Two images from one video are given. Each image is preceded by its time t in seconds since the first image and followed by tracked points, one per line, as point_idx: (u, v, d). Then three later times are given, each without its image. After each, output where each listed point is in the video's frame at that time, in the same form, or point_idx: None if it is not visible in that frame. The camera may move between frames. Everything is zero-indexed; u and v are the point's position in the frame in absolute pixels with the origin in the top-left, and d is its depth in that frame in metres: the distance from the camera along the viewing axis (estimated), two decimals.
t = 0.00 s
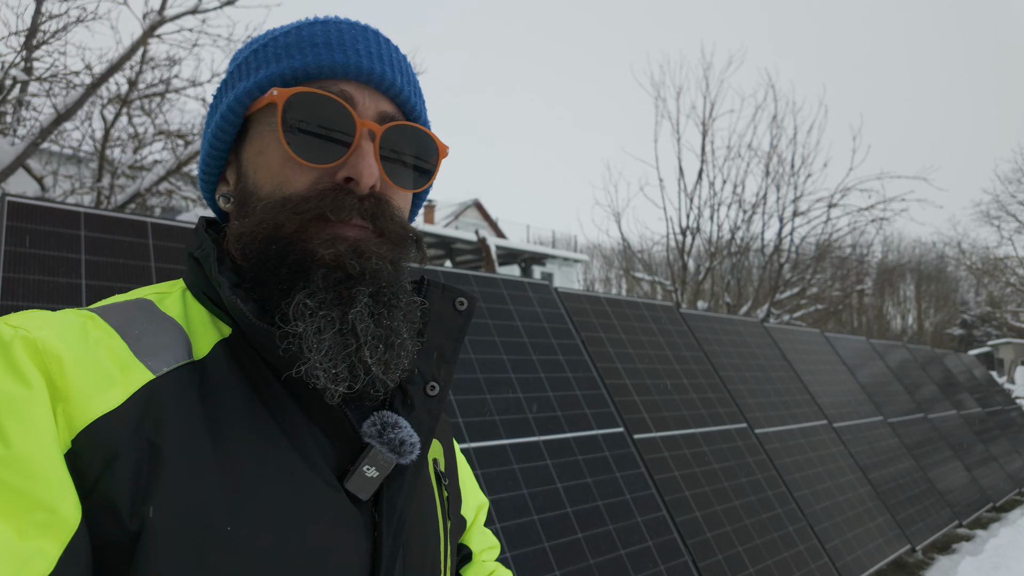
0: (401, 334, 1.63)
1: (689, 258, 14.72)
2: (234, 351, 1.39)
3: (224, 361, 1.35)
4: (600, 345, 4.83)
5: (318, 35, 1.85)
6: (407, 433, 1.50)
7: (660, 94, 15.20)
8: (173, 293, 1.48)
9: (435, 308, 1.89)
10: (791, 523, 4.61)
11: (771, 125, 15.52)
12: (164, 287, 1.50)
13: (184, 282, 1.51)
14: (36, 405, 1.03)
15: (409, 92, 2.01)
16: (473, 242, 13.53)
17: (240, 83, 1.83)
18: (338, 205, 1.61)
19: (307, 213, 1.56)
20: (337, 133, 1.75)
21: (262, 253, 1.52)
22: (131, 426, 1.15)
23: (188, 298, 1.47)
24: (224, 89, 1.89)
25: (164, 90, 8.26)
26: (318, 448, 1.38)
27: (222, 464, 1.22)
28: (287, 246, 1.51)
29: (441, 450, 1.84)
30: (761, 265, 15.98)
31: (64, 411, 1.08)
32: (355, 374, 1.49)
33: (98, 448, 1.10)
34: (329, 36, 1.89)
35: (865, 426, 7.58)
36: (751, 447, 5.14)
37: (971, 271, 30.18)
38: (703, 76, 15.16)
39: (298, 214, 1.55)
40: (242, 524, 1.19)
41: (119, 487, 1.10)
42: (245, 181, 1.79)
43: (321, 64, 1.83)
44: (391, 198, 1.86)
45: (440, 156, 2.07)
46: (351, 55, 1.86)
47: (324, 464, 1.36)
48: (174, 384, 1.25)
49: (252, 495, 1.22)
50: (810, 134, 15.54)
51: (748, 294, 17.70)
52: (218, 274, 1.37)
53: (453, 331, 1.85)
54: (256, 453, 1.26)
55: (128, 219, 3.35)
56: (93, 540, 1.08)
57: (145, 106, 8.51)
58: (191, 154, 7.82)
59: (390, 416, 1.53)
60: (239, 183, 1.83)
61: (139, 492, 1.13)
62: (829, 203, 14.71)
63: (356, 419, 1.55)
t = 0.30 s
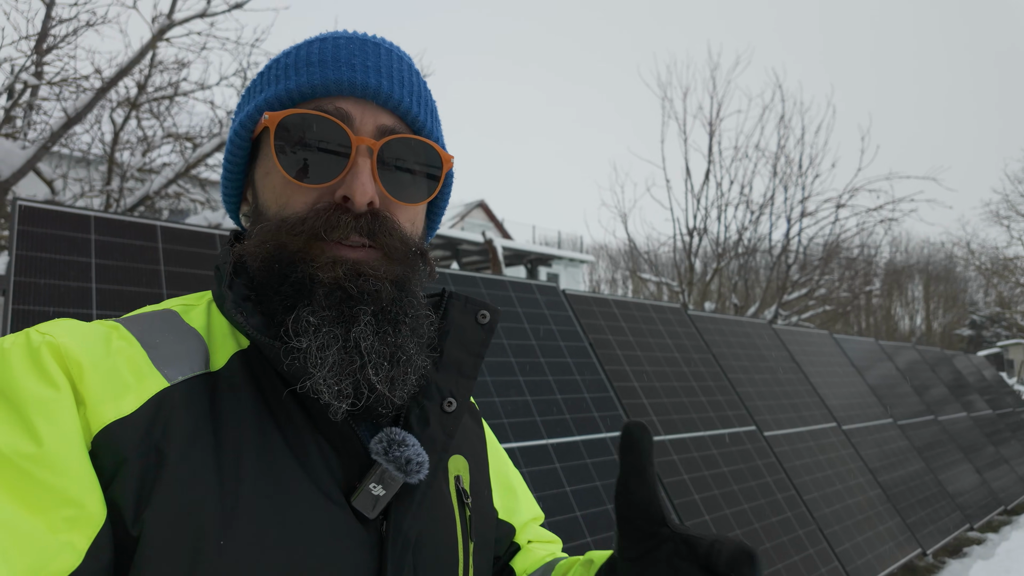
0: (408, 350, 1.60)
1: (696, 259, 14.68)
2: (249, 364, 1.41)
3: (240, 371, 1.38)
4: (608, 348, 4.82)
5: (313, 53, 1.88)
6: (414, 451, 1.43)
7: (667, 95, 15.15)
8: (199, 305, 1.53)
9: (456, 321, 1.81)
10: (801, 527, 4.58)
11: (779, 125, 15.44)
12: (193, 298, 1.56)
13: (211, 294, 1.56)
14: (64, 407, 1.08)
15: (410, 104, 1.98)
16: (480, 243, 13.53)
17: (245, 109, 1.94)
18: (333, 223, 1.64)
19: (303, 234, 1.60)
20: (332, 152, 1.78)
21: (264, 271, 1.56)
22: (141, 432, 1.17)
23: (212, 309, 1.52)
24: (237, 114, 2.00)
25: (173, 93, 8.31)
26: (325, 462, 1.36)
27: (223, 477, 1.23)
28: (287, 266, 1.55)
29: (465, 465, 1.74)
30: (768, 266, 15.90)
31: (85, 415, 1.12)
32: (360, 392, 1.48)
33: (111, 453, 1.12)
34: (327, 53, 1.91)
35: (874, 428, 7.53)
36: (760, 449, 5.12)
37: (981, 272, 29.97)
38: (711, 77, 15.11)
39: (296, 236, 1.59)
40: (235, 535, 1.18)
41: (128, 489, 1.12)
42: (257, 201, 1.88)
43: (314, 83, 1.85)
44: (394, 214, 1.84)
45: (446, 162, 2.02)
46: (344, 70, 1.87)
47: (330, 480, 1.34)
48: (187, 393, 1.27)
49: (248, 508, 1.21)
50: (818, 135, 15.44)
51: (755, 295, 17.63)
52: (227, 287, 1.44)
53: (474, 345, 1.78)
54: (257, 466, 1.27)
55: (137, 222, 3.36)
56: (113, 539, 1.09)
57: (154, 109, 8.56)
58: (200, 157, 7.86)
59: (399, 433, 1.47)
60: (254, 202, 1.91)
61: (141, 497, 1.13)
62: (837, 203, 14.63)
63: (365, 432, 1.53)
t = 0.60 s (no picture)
0: (429, 355, 1.62)
1: (700, 259, 14.64)
2: (274, 367, 1.43)
3: (264, 376, 1.39)
4: (613, 349, 4.81)
5: (332, 60, 1.89)
6: (437, 454, 1.46)
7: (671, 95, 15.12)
8: (224, 308, 1.55)
9: (478, 326, 1.86)
10: (806, 528, 4.56)
11: (782, 125, 15.40)
12: (218, 302, 1.58)
13: (235, 298, 1.59)
14: (92, 408, 1.07)
15: (427, 108, 1.97)
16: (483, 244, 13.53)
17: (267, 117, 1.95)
18: (352, 231, 1.64)
19: (323, 242, 1.60)
20: (353, 158, 1.78)
21: (285, 278, 1.54)
22: (169, 433, 1.17)
23: (237, 314, 1.54)
24: (259, 123, 2.02)
25: (178, 94, 8.33)
26: (349, 466, 1.38)
27: (249, 479, 1.23)
28: (306, 274, 1.54)
29: (484, 471, 1.75)
30: (772, 266, 15.86)
31: (113, 416, 1.12)
32: (384, 397, 1.49)
33: (138, 454, 1.12)
34: (345, 59, 1.92)
35: (879, 429, 7.50)
36: (765, 450, 5.10)
37: (985, 272, 29.82)
38: (715, 77, 15.07)
39: (316, 243, 1.59)
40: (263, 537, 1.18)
41: (154, 491, 1.12)
42: (278, 207, 1.89)
43: (332, 90, 1.86)
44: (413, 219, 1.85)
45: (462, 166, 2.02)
46: (362, 76, 1.87)
47: (354, 483, 1.35)
48: (213, 396, 1.28)
49: (274, 511, 1.22)
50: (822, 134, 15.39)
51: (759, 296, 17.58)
52: (255, 296, 1.46)
53: (495, 350, 1.83)
54: (283, 469, 1.27)
55: (144, 223, 3.37)
56: (137, 540, 1.09)
57: (159, 111, 8.59)
58: (204, 158, 7.87)
59: (422, 436, 1.49)
60: (275, 210, 1.93)
61: (167, 499, 1.13)
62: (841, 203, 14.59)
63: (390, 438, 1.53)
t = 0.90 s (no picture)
0: (447, 360, 1.62)
1: (702, 259, 14.62)
2: (293, 370, 1.44)
3: (284, 380, 1.40)
4: (615, 350, 4.81)
5: (347, 71, 1.89)
6: (456, 461, 1.49)
7: (673, 95, 15.06)
8: (243, 314, 1.56)
9: (496, 332, 1.88)
10: (809, 529, 4.56)
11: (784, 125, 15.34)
12: (236, 308, 1.58)
13: (254, 304, 1.59)
14: (110, 414, 1.07)
15: (442, 118, 1.99)
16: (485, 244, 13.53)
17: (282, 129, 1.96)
18: (369, 239, 1.64)
19: (340, 251, 1.60)
20: (369, 166, 1.78)
21: (304, 287, 1.56)
22: (188, 438, 1.17)
23: (256, 319, 1.54)
24: (274, 134, 2.02)
25: (180, 95, 8.34)
26: (368, 472, 1.39)
27: (268, 484, 1.23)
28: (324, 282, 1.55)
29: (500, 481, 1.84)
30: (774, 266, 15.83)
31: (131, 422, 1.12)
32: (404, 402, 1.49)
33: (157, 459, 1.11)
34: (360, 70, 1.93)
35: (882, 430, 7.49)
36: (768, 451, 5.10)
37: (987, 271, 29.74)
38: (717, 77, 15.02)
39: (333, 252, 1.60)
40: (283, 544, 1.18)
41: (173, 496, 1.11)
42: (294, 217, 1.89)
43: (348, 101, 1.86)
44: (429, 228, 1.86)
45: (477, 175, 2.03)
46: (377, 87, 1.88)
47: (373, 489, 1.36)
48: (233, 401, 1.28)
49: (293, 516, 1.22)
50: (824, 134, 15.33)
51: (761, 296, 17.55)
52: (274, 300, 1.47)
53: (511, 355, 1.84)
54: (304, 474, 1.28)
55: (147, 225, 3.37)
56: (153, 546, 1.08)
57: (161, 112, 8.60)
58: (206, 159, 7.87)
59: (440, 443, 1.52)
60: (292, 219, 1.93)
61: (187, 505, 1.13)
62: (843, 203, 14.55)
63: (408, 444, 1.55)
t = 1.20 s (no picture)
0: (442, 367, 1.60)
1: (703, 258, 14.57)
2: (286, 368, 1.43)
3: (277, 377, 1.39)
4: (615, 350, 4.80)
5: (362, 73, 1.88)
6: (451, 460, 1.48)
7: (673, 94, 14.91)
8: (236, 311, 1.55)
9: (490, 332, 1.87)
10: (810, 529, 4.54)
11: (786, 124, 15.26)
12: (230, 305, 1.57)
13: (248, 301, 1.58)
14: (100, 413, 1.06)
15: (454, 127, 1.98)
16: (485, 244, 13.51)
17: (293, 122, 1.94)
18: (369, 245, 1.63)
19: (340, 254, 1.59)
20: (374, 168, 1.77)
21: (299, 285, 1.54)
22: (181, 437, 1.15)
23: (249, 316, 1.53)
24: (284, 127, 2.00)
25: (179, 95, 8.33)
26: (363, 472, 1.38)
27: (262, 484, 1.22)
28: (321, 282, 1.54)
29: (494, 479, 1.82)
30: (775, 266, 15.80)
31: (122, 421, 1.10)
32: (396, 406, 1.47)
33: (148, 459, 1.10)
34: (375, 72, 1.92)
35: (883, 430, 7.47)
36: (768, 451, 5.08)
37: (989, 271, 29.63)
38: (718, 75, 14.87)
39: (333, 254, 1.58)
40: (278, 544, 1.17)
41: (165, 496, 1.10)
42: (297, 214, 1.88)
43: (360, 103, 1.85)
44: (431, 237, 1.85)
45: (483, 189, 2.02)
46: (392, 92, 1.87)
47: (368, 489, 1.35)
48: (226, 399, 1.26)
49: (288, 515, 1.20)
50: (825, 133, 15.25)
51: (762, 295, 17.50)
52: (268, 300, 1.45)
53: (507, 356, 1.84)
54: (297, 473, 1.26)
55: (144, 224, 3.36)
56: (143, 546, 1.07)
57: (160, 112, 8.59)
58: (205, 158, 7.86)
59: (435, 442, 1.51)
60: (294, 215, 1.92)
61: (179, 505, 1.11)
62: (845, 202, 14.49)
63: (402, 445, 1.54)
